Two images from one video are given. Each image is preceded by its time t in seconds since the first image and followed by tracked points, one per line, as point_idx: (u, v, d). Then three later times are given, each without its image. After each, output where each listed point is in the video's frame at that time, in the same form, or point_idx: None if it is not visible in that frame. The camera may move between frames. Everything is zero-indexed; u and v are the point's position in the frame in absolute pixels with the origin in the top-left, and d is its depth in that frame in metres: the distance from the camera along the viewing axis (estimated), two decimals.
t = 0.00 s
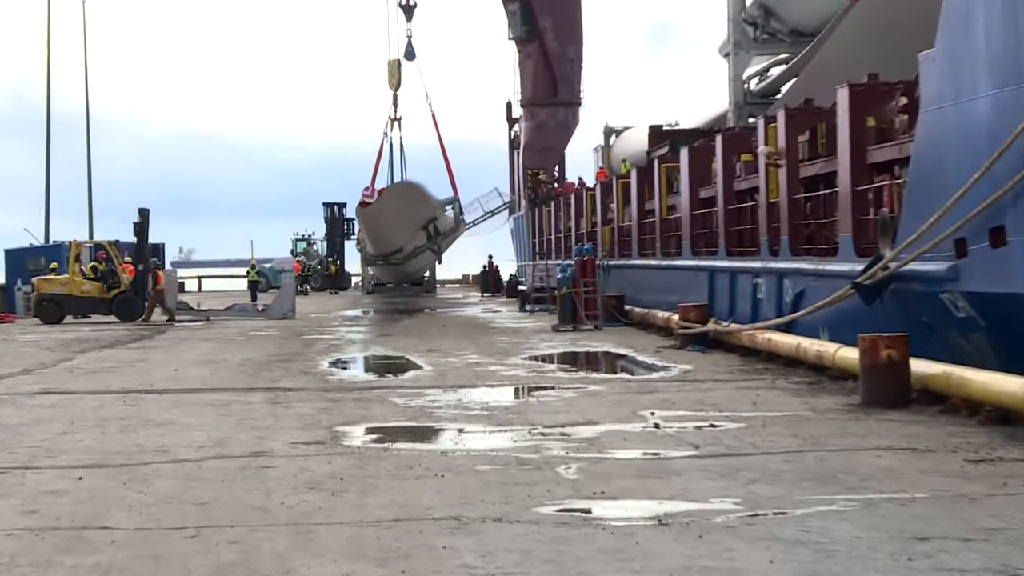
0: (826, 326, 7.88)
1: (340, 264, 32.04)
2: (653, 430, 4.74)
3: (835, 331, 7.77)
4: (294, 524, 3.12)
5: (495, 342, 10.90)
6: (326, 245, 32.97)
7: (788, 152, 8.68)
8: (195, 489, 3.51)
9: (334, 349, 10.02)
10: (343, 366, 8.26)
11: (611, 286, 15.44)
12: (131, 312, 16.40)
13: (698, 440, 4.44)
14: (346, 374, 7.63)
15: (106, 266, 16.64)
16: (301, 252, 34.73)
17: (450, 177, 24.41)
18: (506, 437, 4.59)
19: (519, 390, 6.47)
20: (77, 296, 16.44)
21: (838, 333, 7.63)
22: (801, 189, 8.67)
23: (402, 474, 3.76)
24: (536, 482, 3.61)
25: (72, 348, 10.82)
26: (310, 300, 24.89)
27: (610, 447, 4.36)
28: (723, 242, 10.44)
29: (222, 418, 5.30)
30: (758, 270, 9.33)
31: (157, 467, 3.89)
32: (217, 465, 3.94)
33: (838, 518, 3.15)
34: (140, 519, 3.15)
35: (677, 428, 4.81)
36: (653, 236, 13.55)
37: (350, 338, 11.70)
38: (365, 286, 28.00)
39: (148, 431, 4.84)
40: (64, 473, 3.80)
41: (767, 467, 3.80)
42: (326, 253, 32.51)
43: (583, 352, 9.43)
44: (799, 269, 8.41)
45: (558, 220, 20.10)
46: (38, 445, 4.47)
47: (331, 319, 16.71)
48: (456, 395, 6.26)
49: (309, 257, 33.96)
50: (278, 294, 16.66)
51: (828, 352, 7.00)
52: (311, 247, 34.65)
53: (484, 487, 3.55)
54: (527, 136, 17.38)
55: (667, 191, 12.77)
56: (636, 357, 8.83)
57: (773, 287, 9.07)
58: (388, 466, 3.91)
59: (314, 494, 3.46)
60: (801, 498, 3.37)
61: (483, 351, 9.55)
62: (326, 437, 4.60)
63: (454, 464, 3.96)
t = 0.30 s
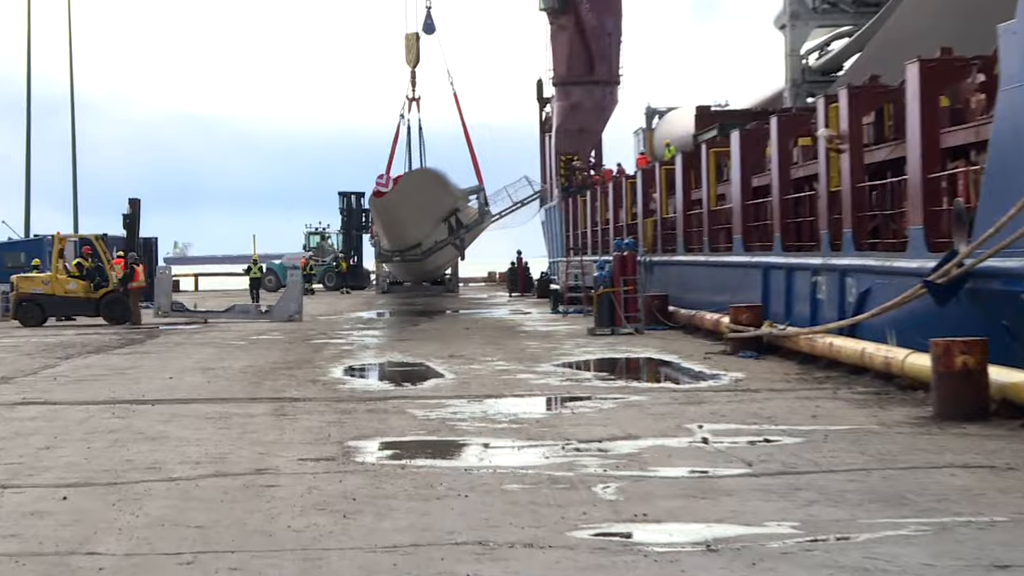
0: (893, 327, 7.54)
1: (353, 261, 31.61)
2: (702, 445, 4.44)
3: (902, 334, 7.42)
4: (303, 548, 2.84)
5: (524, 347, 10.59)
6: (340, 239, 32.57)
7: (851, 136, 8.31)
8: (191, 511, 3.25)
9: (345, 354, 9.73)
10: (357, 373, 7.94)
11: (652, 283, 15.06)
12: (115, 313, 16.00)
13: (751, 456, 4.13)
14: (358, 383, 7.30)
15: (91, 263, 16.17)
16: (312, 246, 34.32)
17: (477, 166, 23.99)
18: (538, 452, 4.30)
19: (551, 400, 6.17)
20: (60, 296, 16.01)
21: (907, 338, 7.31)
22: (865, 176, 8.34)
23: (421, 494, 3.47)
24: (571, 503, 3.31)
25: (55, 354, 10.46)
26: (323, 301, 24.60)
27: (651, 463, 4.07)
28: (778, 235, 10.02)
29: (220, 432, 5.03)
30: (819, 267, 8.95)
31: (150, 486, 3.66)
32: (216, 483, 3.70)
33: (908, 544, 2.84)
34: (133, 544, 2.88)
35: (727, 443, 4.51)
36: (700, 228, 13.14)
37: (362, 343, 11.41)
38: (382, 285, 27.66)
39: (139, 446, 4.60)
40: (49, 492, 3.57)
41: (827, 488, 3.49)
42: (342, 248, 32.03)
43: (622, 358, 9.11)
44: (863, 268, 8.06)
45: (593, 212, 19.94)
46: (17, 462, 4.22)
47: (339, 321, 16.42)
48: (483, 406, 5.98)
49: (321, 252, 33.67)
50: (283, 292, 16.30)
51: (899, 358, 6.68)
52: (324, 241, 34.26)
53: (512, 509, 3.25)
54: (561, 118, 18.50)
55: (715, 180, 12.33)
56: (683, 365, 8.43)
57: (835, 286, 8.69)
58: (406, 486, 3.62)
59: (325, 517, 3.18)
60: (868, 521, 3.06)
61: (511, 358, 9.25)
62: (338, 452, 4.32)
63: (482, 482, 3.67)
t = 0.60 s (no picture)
0: (973, 331, 7.31)
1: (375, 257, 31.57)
2: (759, 462, 4.51)
3: (984, 340, 7.20)
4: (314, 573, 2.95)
5: (560, 352, 10.34)
6: (361, 232, 32.20)
7: (927, 118, 8.02)
8: (189, 533, 3.37)
9: (363, 360, 9.65)
10: (379, 382, 7.68)
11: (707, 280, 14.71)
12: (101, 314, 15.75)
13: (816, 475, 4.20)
14: (379, 392, 7.03)
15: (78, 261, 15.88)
16: (333, 240, 34.18)
17: (507, 152, 23.63)
18: (575, 469, 4.40)
19: (591, 413, 6.04)
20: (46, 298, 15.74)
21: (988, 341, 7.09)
22: (942, 162, 8.02)
23: (447, 516, 3.57)
24: (614, 526, 3.42)
25: (43, 360, 10.26)
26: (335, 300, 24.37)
27: (700, 480, 4.18)
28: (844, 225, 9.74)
29: (222, 445, 5.05)
30: (890, 263, 8.70)
31: (144, 505, 3.80)
32: (216, 503, 3.83)
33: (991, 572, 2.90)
34: (127, 568, 3.03)
35: (787, 460, 4.54)
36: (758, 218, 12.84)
37: (382, 348, 11.20)
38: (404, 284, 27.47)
39: (134, 463, 4.65)
40: (34, 513, 3.69)
41: (902, 510, 3.58)
42: (363, 243, 31.61)
43: (670, 364, 8.95)
44: (941, 265, 7.80)
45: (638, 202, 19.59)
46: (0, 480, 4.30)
47: (354, 323, 16.17)
48: (519, 416, 5.92)
49: (343, 246, 33.95)
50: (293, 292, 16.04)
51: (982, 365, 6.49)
52: (345, 234, 34.08)
53: (550, 533, 3.34)
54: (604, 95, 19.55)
55: (774, 166, 11.99)
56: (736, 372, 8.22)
57: (908, 283, 8.46)
58: (430, 506, 3.72)
59: (340, 540, 3.26)
60: (945, 547, 3.14)
61: (546, 362, 9.22)
62: (353, 470, 4.41)
63: (517, 506, 3.74)
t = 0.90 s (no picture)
0: None
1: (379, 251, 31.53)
2: (802, 481, 4.43)
3: None
4: None
5: (579, 358, 10.07)
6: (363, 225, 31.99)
7: (990, 97, 7.93)
8: (164, 561, 3.42)
9: (361, 366, 9.50)
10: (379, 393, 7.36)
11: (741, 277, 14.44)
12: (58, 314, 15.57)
13: (863, 495, 4.17)
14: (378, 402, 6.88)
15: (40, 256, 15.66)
16: (333, 232, 33.88)
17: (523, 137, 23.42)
18: (595, 488, 4.32)
19: (613, 425, 5.82)
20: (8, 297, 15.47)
21: None
22: (1005, 147, 7.94)
23: (451, 542, 3.57)
24: (640, 552, 3.43)
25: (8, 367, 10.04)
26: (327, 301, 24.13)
27: (736, 504, 4.09)
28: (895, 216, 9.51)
29: (202, 463, 4.95)
30: (947, 259, 8.52)
31: (116, 531, 3.80)
32: (191, 527, 3.85)
33: None
34: None
35: (833, 479, 4.47)
36: (800, 209, 12.64)
37: (380, 354, 10.95)
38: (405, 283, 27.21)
39: (105, 482, 4.59)
40: None
41: (959, 534, 3.60)
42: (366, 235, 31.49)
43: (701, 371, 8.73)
44: (1005, 261, 7.65)
45: (665, 192, 19.40)
46: None
47: (348, 326, 15.88)
48: (531, 431, 5.65)
49: (343, 239, 33.61)
50: (282, 293, 15.81)
51: None
52: (345, 226, 33.77)
53: (570, 560, 3.37)
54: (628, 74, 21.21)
55: (818, 153, 11.78)
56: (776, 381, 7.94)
57: (967, 280, 8.29)
58: (434, 530, 3.71)
59: (334, 568, 3.32)
60: None
61: (559, 367, 9.12)
62: (351, 489, 4.36)
63: (525, 530, 3.72)
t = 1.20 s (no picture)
0: None
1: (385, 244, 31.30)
2: (853, 506, 4.21)
3: None
4: None
5: (601, 368, 9.78)
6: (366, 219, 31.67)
7: None
8: None
9: (356, 376, 9.22)
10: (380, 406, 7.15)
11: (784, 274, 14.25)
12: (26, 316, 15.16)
13: (920, 522, 3.95)
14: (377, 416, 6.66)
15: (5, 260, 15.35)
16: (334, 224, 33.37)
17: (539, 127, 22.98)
18: (623, 514, 4.10)
19: (642, 443, 5.59)
20: None
21: None
22: None
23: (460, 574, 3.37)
24: None
25: None
26: (325, 305, 23.86)
27: (781, 532, 3.87)
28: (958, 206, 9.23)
29: (180, 486, 4.73)
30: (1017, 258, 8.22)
31: (83, 562, 3.61)
32: (168, 556, 3.67)
33: None
34: None
35: (886, 504, 4.24)
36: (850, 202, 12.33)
37: (379, 363, 10.65)
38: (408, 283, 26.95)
39: (71, 506, 4.39)
40: None
41: None
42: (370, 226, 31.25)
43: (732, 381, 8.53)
44: None
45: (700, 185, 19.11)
46: None
47: (342, 332, 15.54)
48: (547, 450, 5.43)
49: (343, 233, 32.83)
50: (270, 296, 15.57)
51: None
52: (346, 220, 33.17)
53: None
54: (657, 47, 21.32)
55: (870, 138, 11.44)
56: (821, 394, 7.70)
57: None
58: (440, 561, 3.51)
59: None
60: None
61: (578, 377, 8.86)
62: (348, 515, 4.14)
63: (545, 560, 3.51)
